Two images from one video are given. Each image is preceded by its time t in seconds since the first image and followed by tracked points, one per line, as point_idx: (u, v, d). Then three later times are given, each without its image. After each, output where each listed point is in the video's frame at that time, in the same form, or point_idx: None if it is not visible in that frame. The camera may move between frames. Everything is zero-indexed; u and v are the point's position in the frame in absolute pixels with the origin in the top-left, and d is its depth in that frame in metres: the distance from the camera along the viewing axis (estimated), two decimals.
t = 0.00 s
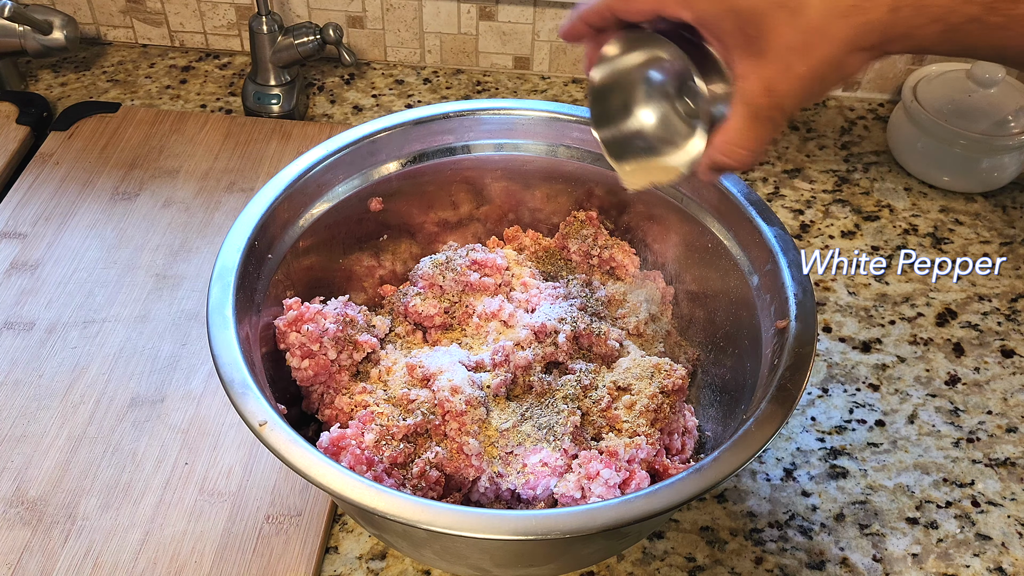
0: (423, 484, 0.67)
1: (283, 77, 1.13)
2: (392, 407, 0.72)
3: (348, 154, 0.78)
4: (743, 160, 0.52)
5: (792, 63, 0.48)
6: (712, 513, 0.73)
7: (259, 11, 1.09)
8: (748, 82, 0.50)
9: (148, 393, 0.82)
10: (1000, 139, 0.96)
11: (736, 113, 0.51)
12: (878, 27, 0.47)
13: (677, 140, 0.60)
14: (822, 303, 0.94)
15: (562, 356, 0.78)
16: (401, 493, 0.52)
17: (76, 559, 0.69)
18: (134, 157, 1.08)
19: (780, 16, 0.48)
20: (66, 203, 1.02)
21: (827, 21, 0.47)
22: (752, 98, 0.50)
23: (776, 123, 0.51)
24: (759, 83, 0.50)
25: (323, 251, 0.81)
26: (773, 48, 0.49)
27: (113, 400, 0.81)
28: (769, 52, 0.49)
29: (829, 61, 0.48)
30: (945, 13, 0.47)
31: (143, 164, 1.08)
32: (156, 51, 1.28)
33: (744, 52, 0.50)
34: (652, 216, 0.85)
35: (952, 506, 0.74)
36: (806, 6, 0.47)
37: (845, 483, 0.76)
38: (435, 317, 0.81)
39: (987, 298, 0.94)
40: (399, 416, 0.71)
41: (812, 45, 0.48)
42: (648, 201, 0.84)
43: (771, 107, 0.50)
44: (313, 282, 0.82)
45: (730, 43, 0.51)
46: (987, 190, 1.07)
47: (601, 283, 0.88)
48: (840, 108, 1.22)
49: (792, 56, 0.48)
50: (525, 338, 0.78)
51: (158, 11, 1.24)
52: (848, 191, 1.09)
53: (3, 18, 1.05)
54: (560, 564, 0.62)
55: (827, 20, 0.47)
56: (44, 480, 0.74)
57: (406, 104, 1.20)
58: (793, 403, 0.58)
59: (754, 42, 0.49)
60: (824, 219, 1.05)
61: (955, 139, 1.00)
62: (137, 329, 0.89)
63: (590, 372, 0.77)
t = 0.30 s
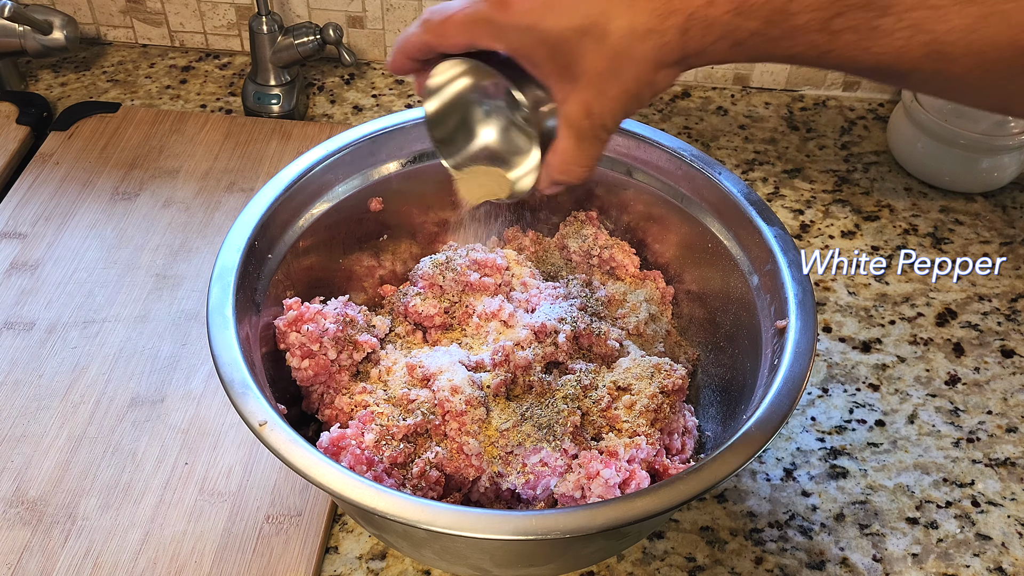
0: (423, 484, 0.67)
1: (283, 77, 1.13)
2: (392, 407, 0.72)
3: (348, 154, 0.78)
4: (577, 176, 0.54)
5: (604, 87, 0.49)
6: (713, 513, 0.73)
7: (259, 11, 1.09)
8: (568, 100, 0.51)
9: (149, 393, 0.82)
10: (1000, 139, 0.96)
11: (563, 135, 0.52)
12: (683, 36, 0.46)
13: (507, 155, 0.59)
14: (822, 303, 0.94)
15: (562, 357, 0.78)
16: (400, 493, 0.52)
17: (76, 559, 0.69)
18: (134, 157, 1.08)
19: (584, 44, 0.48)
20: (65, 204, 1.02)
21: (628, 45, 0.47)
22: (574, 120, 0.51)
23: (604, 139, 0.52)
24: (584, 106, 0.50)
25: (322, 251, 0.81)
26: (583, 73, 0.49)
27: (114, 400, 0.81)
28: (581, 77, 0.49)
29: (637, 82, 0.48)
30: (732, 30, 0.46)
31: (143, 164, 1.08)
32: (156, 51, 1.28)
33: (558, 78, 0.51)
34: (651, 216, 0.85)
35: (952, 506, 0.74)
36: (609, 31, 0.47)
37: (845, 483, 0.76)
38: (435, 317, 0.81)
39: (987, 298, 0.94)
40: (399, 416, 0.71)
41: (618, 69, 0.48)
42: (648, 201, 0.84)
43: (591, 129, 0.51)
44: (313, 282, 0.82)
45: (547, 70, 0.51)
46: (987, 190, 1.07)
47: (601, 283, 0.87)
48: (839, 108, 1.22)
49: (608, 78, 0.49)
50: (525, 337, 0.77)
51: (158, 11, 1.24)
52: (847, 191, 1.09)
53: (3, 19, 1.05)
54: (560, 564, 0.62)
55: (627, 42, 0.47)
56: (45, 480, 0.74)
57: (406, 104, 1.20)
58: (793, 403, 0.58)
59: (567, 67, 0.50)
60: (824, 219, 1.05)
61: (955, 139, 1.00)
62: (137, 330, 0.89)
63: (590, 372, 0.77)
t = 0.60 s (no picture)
0: (423, 484, 0.67)
1: (283, 77, 1.13)
2: (392, 407, 0.71)
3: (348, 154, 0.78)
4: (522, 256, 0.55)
5: (550, 164, 0.50)
6: (713, 513, 0.73)
7: (259, 11, 1.09)
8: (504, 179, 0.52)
9: (149, 393, 0.82)
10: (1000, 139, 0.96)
11: (509, 220, 0.53)
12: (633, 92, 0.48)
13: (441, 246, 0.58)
14: (822, 303, 0.94)
15: (562, 356, 0.78)
16: (400, 493, 0.52)
17: (76, 559, 0.69)
18: (134, 157, 1.08)
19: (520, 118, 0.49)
20: (65, 204, 1.02)
21: (572, 117, 0.48)
22: (520, 203, 0.52)
23: (547, 221, 0.54)
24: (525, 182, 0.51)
25: (322, 251, 0.81)
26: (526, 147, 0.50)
27: (114, 399, 0.81)
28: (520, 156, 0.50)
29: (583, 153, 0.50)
30: (682, 90, 0.47)
31: (143, 164, 1.08)
32: (156, 51, 1.28)
33: (493, 160, 0.52)
34: (652, 216, 0.85)
35: (952, 506, 0.74)
36: (547, 104, 0.48)
37: (845, 483, 0.76)
38: (436, 317, 0.81)
39: (987, 298, 0.94)
40: (399, 416, 0.70)
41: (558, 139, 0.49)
42: (648, 201, 0.84)
43: (528, 205, 0.52)
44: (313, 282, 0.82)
45: (479, 152, 0.52)
46: (988, 190, 1.07)
47: (601, 283, 0.87)
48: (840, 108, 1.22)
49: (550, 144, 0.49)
50: (525, 337, 0.77)
51: (158, 11, 1.24)
52: (847, 191, 1.09)
53: (3, 19, 1.05)
54: (560, 564, 0.62)
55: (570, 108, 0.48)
56: (45, 480, 0.74)
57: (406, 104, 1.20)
58: (794, 402, 0.58)
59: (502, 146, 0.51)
60: (824, 219, 1.05)
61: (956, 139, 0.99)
62: (137, 330, 0.89)
63: (590, 372, 0.77)
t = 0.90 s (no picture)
0: (423, 484, 0.67)
1: (283, 77, 1.13)
2: (392, 407, 0.72)
3: (348, 154, 0.78)
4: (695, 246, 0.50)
5: (736, 225, 0.46)
6: (713, 513, 0.73)
7: (259, 11, 1.09)
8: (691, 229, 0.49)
9: (149, 393, 0.82)
10: (999, 140, 0.96)
11: (691, 278, 0.50)
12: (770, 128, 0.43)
13: (615, 305, 0.56)
14: (822, 303, 0.94)
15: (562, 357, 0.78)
16: (400, 493, 0.52)
17: (76, 559, 0.69)
18: (134, 157, 1.08)
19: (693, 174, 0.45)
20: (65, 204, 1.02)
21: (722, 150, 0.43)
22: (705, 265, 0.49)
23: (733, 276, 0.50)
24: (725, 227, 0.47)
25: (322, 251, 0.81)
26: (705, 215, 0.46)
27: (114, 399, 0.81)
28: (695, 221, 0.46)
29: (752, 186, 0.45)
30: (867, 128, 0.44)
31: (144, 164, 1.08)
32: (156, 51, 1.28)
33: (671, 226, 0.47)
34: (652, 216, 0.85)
35: (952, 506, 0.74)
36: (728, 171, 0.44)
37: (845, 483, 0.76)
38: (435, 317, 0.81)
39: (987, 298, 0.94)
40: (399, 416, 0.71)
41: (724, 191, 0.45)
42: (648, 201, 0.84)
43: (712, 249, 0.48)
44: (313, 282, 0.82)
45: (654, 228, 0.48)
46: (987, 190, 1.07)
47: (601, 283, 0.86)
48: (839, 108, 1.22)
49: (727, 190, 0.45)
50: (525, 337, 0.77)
51: (158, 11, 1.24)
52: (848, 192, 1.09)
53: (3, 18, 1.05)
54: (560, 565, 0.62)
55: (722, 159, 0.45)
56: (45, 481, 0.74)
57: (406, 104, 1.20)
58: (794, 402, 0.58)
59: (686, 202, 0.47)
60: (824, 219, 1.05)
61: (956, 139, 0.99)
62: (137, 330, 0.89)
63: (590, 372, 0.77)
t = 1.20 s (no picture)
0: (423, 484, 0.67)
1: (283, 77, 1.13)
2: (392, 407, 0.72)
3: (348, 154, 0.78)
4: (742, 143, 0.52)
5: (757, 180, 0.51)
6: (713, 513, 0.73)
7: (259, 11, 1.09)
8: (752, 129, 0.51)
9: (149, 393, 0.82)
10: (999, 139, 0.96)
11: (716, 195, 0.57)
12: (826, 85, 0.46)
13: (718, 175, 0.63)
14: (822, 303, 0.94)
15: (562, 357, 0.78)
16: (400, 493, 0.52)
17: (76, 559, 0.69)
18: (134, 157, 1.08)
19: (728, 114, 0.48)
20: (66, 204, 1.02)
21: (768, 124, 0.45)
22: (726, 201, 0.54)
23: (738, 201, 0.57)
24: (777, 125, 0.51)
25: (322, 251, 0.81)
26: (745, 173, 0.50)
27: (114, 399, 0.81)
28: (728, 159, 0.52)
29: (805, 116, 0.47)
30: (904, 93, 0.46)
31: (144, 164, 1.08)
32: (156, 51, 1.28)
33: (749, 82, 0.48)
34: (652, 216, 0.85)
35: (952, 506, 0.74)
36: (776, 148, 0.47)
37: (845, 483, 0.76)
38: (436, 317, 0.81)
39: (988, 298, 0.94)
40: (399, 416, 0.71)
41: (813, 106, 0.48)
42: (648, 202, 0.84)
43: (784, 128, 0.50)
44: (313, 282, 0.82)
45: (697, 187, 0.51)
46: (987, 190, 1.07)
47: (601, 283, 0.87)
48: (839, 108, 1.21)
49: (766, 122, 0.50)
50: (525, 337, 0.77)
51: (158, 11, 1.24)
52: (848, 191, 1.09)
53: (3, 19, 1.05)
54: (560, 565, 0.62)
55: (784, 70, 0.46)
56: (45, 480, 0.74)
57: (406, 104, 1.20)
58: (793, 403, 0.58)
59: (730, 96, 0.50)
60: (824, 219, 1.05)
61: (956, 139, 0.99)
62: (137, 329, 0.89)
63: (590, 372, 0.77)
